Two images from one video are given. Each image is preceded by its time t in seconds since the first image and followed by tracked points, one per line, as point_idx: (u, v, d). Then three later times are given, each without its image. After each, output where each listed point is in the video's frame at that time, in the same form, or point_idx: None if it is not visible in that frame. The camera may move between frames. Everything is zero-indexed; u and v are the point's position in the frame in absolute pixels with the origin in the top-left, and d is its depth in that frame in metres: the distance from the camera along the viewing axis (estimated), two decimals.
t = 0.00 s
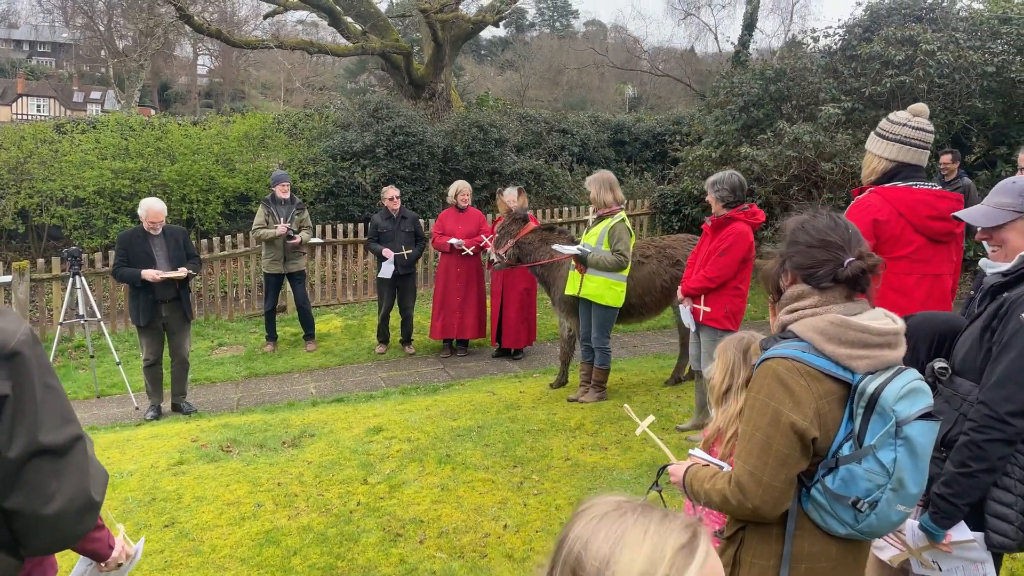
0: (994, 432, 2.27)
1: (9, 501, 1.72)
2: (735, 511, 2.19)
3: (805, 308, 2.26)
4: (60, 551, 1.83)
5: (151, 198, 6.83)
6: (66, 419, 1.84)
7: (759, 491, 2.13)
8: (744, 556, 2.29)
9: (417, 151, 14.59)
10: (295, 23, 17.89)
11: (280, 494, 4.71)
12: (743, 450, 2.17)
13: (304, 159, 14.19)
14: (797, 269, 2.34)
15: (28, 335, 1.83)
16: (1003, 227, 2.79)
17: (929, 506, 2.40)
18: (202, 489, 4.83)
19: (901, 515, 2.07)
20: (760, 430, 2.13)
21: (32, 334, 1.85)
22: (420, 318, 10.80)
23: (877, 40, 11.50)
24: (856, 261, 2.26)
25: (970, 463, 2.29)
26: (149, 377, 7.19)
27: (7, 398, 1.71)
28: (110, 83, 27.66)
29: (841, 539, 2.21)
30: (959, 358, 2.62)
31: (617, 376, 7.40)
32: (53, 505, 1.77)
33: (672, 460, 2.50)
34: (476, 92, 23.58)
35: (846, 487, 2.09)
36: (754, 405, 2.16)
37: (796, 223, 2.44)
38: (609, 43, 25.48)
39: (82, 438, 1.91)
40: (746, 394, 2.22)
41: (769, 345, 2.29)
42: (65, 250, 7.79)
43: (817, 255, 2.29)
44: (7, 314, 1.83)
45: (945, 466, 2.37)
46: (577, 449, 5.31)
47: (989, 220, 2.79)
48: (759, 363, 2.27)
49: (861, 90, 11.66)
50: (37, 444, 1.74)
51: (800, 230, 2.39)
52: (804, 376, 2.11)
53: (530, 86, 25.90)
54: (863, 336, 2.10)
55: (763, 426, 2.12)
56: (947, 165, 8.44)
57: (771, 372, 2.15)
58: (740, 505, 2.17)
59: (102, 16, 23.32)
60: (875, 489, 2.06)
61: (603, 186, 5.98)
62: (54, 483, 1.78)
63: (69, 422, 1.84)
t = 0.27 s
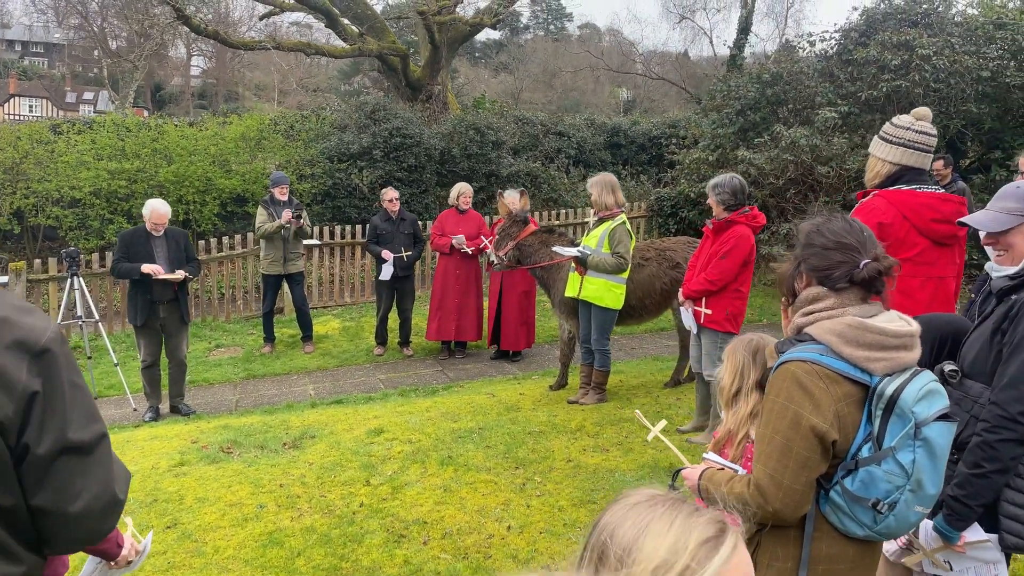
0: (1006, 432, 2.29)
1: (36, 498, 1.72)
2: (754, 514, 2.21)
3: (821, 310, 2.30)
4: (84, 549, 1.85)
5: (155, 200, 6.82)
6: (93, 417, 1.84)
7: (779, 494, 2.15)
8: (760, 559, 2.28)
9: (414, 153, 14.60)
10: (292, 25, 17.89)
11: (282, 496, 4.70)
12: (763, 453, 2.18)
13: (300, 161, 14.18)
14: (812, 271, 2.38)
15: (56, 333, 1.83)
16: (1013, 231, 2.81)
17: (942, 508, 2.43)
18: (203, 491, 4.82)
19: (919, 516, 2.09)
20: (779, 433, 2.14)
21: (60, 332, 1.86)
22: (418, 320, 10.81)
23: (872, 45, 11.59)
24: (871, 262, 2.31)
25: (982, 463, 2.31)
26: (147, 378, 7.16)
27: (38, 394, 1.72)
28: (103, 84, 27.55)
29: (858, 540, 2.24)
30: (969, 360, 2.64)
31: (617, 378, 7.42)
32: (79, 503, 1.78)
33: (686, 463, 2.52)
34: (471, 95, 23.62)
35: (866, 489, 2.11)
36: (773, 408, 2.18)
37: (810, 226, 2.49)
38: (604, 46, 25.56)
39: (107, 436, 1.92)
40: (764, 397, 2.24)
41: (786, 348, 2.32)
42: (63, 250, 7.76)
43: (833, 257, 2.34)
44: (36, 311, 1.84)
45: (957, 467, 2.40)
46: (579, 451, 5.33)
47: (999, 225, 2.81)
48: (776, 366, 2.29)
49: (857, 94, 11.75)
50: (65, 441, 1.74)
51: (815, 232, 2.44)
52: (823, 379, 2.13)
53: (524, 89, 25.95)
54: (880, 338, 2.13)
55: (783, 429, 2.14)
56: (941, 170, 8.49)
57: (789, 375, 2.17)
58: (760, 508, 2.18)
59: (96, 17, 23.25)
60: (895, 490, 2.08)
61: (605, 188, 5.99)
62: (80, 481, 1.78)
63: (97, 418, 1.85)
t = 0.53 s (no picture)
0: (1010, 432, 2.33)
1: (65, 496, 1.75)
2: (769, 516, 2.23)
3: (833, 314, 2.33)
4: (110, 547, 1.87)
5: (161, 201, 6.84)
6: (120, 416, 1.87)
7: (795, 496, 2.17)
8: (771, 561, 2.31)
9: (412, 156, 14.61)
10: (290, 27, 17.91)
11: (286, 497, 4.71)
12: (778, 456, 2.21)
13: (299, 163, 14.19)
14: (824, 275, 2.41)
15: (86, 333, 1.85)
16: (1002, 232, 2.87)
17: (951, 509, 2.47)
18: (207, 492, 4.82)
19: (929, 516, 2.13)
20: (795, 437, 2.17)
21: (89, 332, 1.88)
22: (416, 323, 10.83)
23: (869, 50, 11.68)
24: (883, 268, 2.34)
25: (988, 464, 2.35)
26: (147, 380, 7.16)
27: (68, 393, 1.74)
28: (98, 85, 27.48)
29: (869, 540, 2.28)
30: (974, 362, 2.69)
31: (617, 381, 7.45)
32: (107, 501, 1.80)
33: (696, 466, 2.55)
34: (467, 98, 23.66)
35: (878, 490, 2.15)
36: (789, 411, 2.20)
37: (822, 230, 2.52)
38: (600, 50, 25.65)
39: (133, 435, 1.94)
40: (778, 401, 2.27)
41: (799, 351, 2.35)
42: (63, 252, 7.76)
43: (846, 262, 2.36)
44: (65, 310, 1.86)
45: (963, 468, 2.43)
46: (581, 453, 5.35)
47: (988, 227, 2.88)
48: (789, 370, 2.32)
49: (854, 99, 11.85)
50: (95, 440, 1.77)
51: (827, 236, 2.47)
52: (837, 382, 2.17)
53: (520, 92, 26.01)
54: (893, 342, 2.17)
55: (799, 432, 2.17)
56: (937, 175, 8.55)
57: (804, 378, 2.20)
58: (776, 510, 2.20)
59: (92, 18, 23.21)
60: (908, 492, 2.11)
61: (605, 192, 6.03)
62: (107, 480, 1.80)
63: (124, 418, 1.87)
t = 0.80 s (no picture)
0: (1004, 434, 2.36)
1: (79, 495, 1.77)
2: (765, 511, 2.27)
3: (824, 314, 2.39)
4: (123, 544, 1.89)
5: (161, 203, 6.84)
6: (134, 416, 1.89)
7: (788, 490, 2.21)
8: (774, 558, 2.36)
9: (408, 159, 14.63)
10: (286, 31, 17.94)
11: (285, 500, 4.71)
12: (771, 452, 2.25)
13: (295, 166, 14.19)
14: (815, 277, 2.47)
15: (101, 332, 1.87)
16: (985, 233, 2.93)
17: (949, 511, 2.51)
18: (206, 495, 4.82)
19: (924, 510, 2.16)
20: (786, 431, 2.22)
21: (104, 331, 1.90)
22: (413, 326, 10.84)
23: (864, 56, 11.77)
24: (869, 274, 2.36)
25: (984, 466, 2.39)
26: (145, 383, 7.16)
27: (84, 393, 1.76)
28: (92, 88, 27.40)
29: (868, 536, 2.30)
30: (972, 366, 2.73)
31: (614, 385, 7.47)
32: (120, 500, 1.82)
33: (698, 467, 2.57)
34: (463, 102, 23.71)
35: (871, 485, 2.18)
36: (779, 407, 2.26)
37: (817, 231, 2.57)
38: (596, 54, 25.75)
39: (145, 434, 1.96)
40: (770, 398, 2.32)
41: (792, 350, 2.41)
42: (60, 254, 7.74)
43: (834, 266, 2.41)
44: (81, 310, 1.87)
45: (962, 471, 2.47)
46: (579, 455, 5.38)
47: (972, 228, 2.95)
48: (781, 368, 2.37)
49: (849, 104, 11.95)
50: (109, 439, 1.79)
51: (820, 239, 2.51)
52: (826, 378, 2.22)
53: (514, 96, 26.08)
54: (881, 338, 2.21)
55: (789, 427, 2.22)
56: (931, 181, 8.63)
57: (793, 374, 2.26)
58: (771, 505, 2.25)
59: (87, 21, 23.17)
60: (900, 485, 2.15)
61: (603, 196, 6.08)
62: (121, 479, 1.83)
63: (137, 417, 1.89)
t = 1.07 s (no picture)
0: (1008, 451, 2.40)
1: (78, 506, 1.78)
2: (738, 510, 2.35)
3: (796, 319, 2.48)
4: (119, 554, 1.91)
5: (160, 208, 6.85)
6: (132, 426, 1.91)
7: (754, 489, 2.28)
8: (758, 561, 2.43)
9: (406, 165, 14.67)
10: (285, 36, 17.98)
11: (283, 505, 4.72)
12: (739, 449, 2.34)
13: (293, 171, 14.22)
14: (789, 283, 2.57)
15: (101, 342, 1.88)
16: (966, 247, 3.01)
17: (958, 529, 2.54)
18: (204, 501, 4.83)
19: (896, 514, 2.18)
20: (751, 430, 2.30)
21: (103, 342, 1.92)
22: (411, 331, 10.85)
23: (860, 63, 11.84)
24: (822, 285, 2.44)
25: (987, 482, 2.42)
26: (143, 388, 7.16)
27: (84, 404, 1.78)
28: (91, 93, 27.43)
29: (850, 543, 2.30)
30: (969, 381, 2.76)
31: (611, 390, 7.49)
32: (118, 510, 1.84)
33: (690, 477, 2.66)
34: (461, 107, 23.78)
35: (837, 487, 2.23)
36: (747, 407, 2.35)
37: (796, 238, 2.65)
38: (593, 59, 25.85)
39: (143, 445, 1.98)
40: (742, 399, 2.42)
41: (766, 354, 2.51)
42: (58, 259, 7.75)
43: (801, 270, 2.52)
44: (81, 321, 1.89)
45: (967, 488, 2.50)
46: (576, 461, 5.39)
47: (951, 243, 3.01)
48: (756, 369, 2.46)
49: (845, 110, 12.01)
50: (108, 450, 1.81)
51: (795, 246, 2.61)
52: (790, 379, 2.30)
53: (513, 101, 26.15)
54: (846, 340, 2.28)
55: (754, 426, 2.30)
56: (928, 186, 8.68)
57: (760, 375, 2.35)
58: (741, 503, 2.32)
59: (86, 26, 23.22)
60: (865, 487, 2.18)
61: (601, 202, 6.09)
62: (119, 490, 1.85)
63: (135, 428, 1.91)
